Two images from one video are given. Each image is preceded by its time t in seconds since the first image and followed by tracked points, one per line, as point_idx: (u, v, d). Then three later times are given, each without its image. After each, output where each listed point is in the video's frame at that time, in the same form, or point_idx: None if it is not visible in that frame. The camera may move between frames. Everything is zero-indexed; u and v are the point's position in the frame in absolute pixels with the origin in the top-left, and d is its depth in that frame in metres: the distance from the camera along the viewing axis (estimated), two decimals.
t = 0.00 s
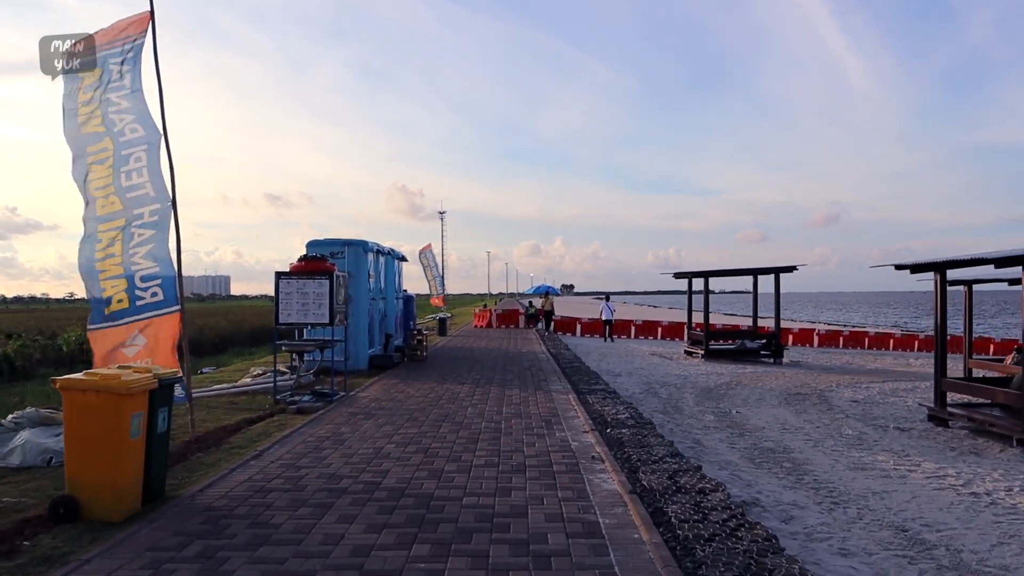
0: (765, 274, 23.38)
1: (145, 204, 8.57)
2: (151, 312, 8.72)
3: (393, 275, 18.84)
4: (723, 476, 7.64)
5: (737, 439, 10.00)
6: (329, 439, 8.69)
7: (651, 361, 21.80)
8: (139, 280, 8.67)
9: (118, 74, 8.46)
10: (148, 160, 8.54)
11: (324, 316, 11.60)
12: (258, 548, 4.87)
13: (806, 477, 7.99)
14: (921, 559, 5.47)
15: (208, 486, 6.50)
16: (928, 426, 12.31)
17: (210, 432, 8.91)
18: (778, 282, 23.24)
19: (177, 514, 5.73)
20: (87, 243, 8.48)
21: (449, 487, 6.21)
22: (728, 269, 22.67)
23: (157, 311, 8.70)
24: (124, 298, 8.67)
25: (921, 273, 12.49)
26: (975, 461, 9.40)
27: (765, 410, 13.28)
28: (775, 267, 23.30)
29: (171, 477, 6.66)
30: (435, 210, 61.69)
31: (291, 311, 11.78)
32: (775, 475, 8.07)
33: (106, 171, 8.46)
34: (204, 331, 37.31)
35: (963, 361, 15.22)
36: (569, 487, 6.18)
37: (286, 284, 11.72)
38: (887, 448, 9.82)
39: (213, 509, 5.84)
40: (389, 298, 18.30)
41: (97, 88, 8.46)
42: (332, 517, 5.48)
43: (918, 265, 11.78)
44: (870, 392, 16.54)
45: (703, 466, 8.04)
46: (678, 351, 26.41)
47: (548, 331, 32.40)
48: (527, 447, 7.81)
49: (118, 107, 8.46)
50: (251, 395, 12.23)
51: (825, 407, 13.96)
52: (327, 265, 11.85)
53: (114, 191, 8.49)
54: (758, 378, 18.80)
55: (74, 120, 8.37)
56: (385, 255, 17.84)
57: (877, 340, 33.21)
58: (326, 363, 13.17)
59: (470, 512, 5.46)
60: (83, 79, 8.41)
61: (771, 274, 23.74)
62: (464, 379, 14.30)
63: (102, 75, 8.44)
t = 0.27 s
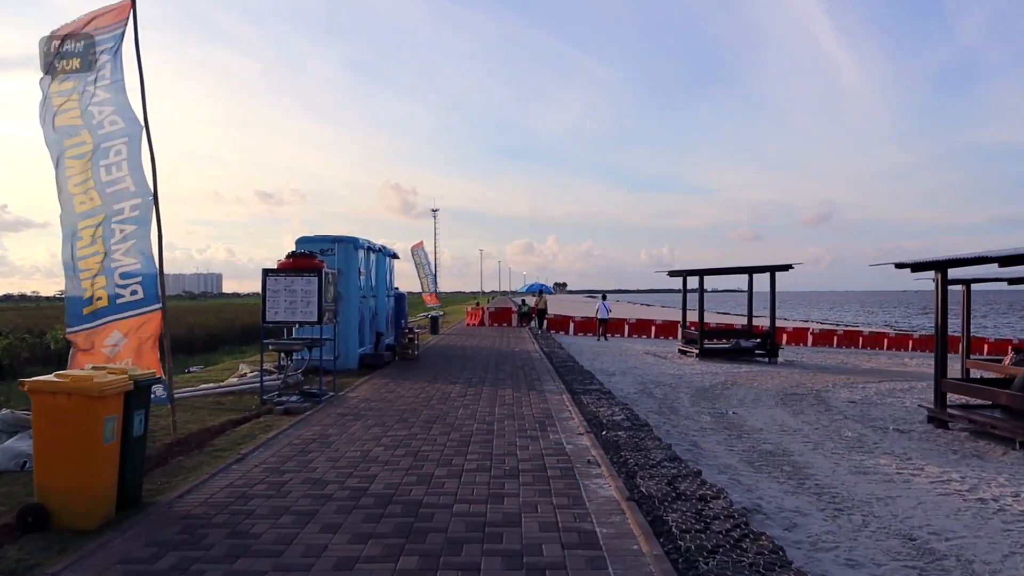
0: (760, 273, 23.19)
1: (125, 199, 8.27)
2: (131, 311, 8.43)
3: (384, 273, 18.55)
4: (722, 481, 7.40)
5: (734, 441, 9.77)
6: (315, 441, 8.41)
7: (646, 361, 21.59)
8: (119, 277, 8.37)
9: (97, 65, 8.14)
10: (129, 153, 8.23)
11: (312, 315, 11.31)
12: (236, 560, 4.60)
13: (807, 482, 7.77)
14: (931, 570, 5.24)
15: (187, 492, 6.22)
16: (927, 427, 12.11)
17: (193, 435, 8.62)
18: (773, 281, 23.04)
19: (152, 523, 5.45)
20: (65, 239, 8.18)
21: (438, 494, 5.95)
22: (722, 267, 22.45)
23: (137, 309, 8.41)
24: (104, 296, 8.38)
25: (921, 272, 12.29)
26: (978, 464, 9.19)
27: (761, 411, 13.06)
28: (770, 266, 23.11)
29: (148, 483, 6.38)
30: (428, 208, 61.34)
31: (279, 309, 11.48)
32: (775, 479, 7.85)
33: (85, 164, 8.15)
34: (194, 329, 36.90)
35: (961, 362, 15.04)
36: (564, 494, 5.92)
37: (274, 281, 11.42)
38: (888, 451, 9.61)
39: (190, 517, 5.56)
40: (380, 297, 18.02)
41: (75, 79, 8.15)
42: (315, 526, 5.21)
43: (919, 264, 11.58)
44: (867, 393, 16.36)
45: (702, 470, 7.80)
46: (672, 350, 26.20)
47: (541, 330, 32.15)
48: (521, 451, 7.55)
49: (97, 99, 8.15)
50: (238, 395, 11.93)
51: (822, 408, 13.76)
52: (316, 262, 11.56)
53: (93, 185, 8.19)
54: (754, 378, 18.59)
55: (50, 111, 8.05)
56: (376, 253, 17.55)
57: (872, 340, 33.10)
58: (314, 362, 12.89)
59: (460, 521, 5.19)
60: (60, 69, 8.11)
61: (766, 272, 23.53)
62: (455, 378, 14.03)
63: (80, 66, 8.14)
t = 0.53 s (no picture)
0: (758, 272, 22.93)
1: (106, 192, 7.95)
2: (112, 309, 8.14)
3: (378, 272, 18.24)
4: (725, 488, 7.12)
5: (736, 445, 9.48)
6: (303, 445, 8.09)
7: (643, 361, 21.32)
8: (100, 274, 8.06)
9: (76, 54, 7.81)
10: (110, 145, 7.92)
11: (302, 314, 11.01)
12: None
13: (813, 488, 7.49)
14: None
15: (165, 502, 5.92)
16: (931, 430, 11.85)
17: (177, 439, 8.31)
18: (771, 281, 22.78)
19: (126, 535, 5.15)
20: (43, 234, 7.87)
21: (429, 503, 5.65)
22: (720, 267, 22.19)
23: (120, 307, 8.12)
24: (83, 293, 8.06)
25: (924, 271, 12.04)
26: (987, 468, 8.93)
27: (762, 413, 12.79)
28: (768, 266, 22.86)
29: (125, 492, 6.07)
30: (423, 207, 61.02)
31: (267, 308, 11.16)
32: (780, 485, 7.57)
33: (63, 156, 7.83)
34: (187, 329, 36.53)
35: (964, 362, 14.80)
36: (562, 503, 5.63)
37: (263, 280, 11.11)
38: (894, 455, 9.34)
39: (166, 529, 5.26)
40: (374, 296, 17.71)
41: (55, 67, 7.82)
42: (298, 539, 4.91)
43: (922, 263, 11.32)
44: (868, 394, 16.10)
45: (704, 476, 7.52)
46: (669, 350, 25.94)
47: (537, 329, 31.87)
48: (516, 456, 7.26)
49: (76, 88, 7.84)
50: (226, 397, 11.62)
51: (824, 409, 13.50)
52: (305, 260, 11.26)
53: (72, 178, 7.87)
54: (753, 378, 18.33)
55: (28, 100, 7.74)
56: (369, 251, 17.24)
57: (869, 340, 32.88)
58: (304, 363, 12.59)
59: (452, 534, 4.90)
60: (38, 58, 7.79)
61: (764, 272, 23.29)
62: (450, 379, 13.73)
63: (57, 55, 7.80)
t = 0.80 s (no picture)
0: (759, 272, 22.65)
1: (85, 191, 7.64)
2: (92, 313, 7.85)
3: (373, 272, 17.92)
4: (731, 498, 6.83)
5: (740, 451, 9.19)
6: (292, 452, 7.78)
7: (642, 362, 21.04)
8: (79, 277, 7.76)
9: (55, 50, 7.47)
10: (89, 141, 7.61)
11: (293, 316, 10.70)
12: None
13: (822, 497, 7.20)
14: None
15: (142, 515, 5.61)
16: (939, 434, 11.57)
17: (160, 446, 8.00)
18: (771, 280, 22.50)
19: (98, 553, 4.84)
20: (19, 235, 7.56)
21: (421, 517, 5.35)
22: (720, 266, 21.91)
23: (99, 310, 7.84)
24: (61, 296, 7.77)
25: (931, 271, 11.76)
26: (999, 475, 8.65)
27: (765, 416, 12.50)
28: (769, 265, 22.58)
29: (101, 505, 5.76)
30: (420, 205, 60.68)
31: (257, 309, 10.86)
32: (788, 494, 7.28)
33: (40, 154, 7.51)
34: (182, 328, 36.19)
35: (969, 364, 14.53)
36: (562, 517, 5.33)
37: (252, 280, 10.80)
38: (903, 461, 9.06)
39: (141, 546, 4.95)
40: (369, 296, 17.40)
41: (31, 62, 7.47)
42: (281, 558, 4.61)
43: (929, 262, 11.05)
44: (871, 396, 15.82)
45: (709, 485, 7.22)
46: (669, 351, 25.65)
47: (535, 329, 31.57)
48: (514, 464, 6.96)
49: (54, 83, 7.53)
50: (215, 401, 11.31)
51: (828, 412, 13.22)
52: (296, 261, 10.95)
53: (50, 176, 7.55)
54: (754, 380, 18.05)
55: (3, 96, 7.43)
56: (364, 250, 16.93)
57: (869, 340, 32.62)
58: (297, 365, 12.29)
59: (445, 553, 4.59)
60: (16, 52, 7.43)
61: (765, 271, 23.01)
62: (445, 381, 13.43)
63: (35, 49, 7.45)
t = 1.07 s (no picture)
0: (759, 272, 22.43)
1: (68, 185, 7.34)
2: (75, 313, 7.57)
3: (368, 272, 17.63)
4: (740, 507, 6.56)
5: (745, 455, 8.94)
6: (282, 458, 7.48)
7: (640, 363, 20.79)
8: (61, 275, 7.47)
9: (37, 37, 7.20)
10: (72, 133, 7.31)
11: (284, 316, 10.40)
12: None
13: (833, 505, 6.93)
14: None
15: (122, 526, 5.32)
16: (947, 436, 11.32)
17: (146, 451, 7.69)
18: (771, 280, 22.27)
19: (73, 568, 4.56)
20: None
21: (416, 528, 5.07)
22: (719, 266, 21.67)
23: (83, 310, 7.56)
24: (42, 296, 7.45)
25: (938, 270, 11.54)
26: (1013, 479, 8.40)
27: (768, 419, 12.24)
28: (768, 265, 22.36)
29: (79, 516, 5.46)
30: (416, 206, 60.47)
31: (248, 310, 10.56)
32: (797, 501, 7.02)
33: (22, 147, 7.21)
34: (175, 329, 35.90)
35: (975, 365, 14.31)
36: (564, 528, 5.06)
37: (243, 280, 10.50)
38: (913, 465, 8.81)
39: (118, 561, 4.66)
40: (363, 296, 17.11)
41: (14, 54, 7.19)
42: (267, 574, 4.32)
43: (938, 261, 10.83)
44: (875, 397, 15.59)
45: (715, 492, 6.96)
46: (667, 352, 25.40)
47: (531, 330, 31.30)
48: (512, 470, 6.69)
49: (36, 73, 7.25)
50: (205, 404, 11.00)
51: (832, 414, 12.97)
52: (288, 259, 10.67)
53: (32, 171, 7.25)
54: (754, 381, 17.83)
55: None
56: (359, 250, 16.64)
57: (868, 341, 32.45)
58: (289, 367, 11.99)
59: (442, 568, 4.31)
60: None
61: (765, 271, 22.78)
62: (442, 384, 13.15)
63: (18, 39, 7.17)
